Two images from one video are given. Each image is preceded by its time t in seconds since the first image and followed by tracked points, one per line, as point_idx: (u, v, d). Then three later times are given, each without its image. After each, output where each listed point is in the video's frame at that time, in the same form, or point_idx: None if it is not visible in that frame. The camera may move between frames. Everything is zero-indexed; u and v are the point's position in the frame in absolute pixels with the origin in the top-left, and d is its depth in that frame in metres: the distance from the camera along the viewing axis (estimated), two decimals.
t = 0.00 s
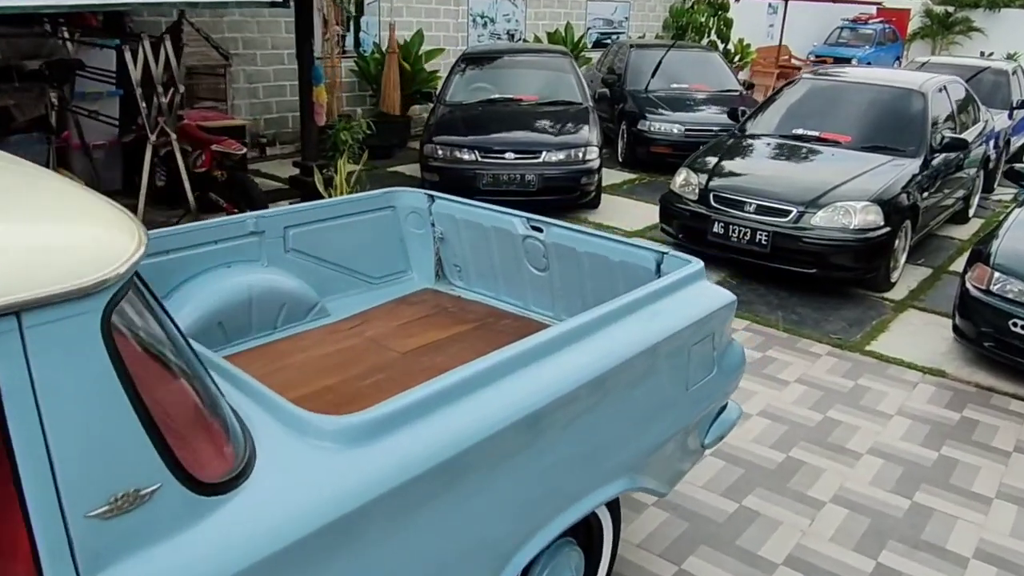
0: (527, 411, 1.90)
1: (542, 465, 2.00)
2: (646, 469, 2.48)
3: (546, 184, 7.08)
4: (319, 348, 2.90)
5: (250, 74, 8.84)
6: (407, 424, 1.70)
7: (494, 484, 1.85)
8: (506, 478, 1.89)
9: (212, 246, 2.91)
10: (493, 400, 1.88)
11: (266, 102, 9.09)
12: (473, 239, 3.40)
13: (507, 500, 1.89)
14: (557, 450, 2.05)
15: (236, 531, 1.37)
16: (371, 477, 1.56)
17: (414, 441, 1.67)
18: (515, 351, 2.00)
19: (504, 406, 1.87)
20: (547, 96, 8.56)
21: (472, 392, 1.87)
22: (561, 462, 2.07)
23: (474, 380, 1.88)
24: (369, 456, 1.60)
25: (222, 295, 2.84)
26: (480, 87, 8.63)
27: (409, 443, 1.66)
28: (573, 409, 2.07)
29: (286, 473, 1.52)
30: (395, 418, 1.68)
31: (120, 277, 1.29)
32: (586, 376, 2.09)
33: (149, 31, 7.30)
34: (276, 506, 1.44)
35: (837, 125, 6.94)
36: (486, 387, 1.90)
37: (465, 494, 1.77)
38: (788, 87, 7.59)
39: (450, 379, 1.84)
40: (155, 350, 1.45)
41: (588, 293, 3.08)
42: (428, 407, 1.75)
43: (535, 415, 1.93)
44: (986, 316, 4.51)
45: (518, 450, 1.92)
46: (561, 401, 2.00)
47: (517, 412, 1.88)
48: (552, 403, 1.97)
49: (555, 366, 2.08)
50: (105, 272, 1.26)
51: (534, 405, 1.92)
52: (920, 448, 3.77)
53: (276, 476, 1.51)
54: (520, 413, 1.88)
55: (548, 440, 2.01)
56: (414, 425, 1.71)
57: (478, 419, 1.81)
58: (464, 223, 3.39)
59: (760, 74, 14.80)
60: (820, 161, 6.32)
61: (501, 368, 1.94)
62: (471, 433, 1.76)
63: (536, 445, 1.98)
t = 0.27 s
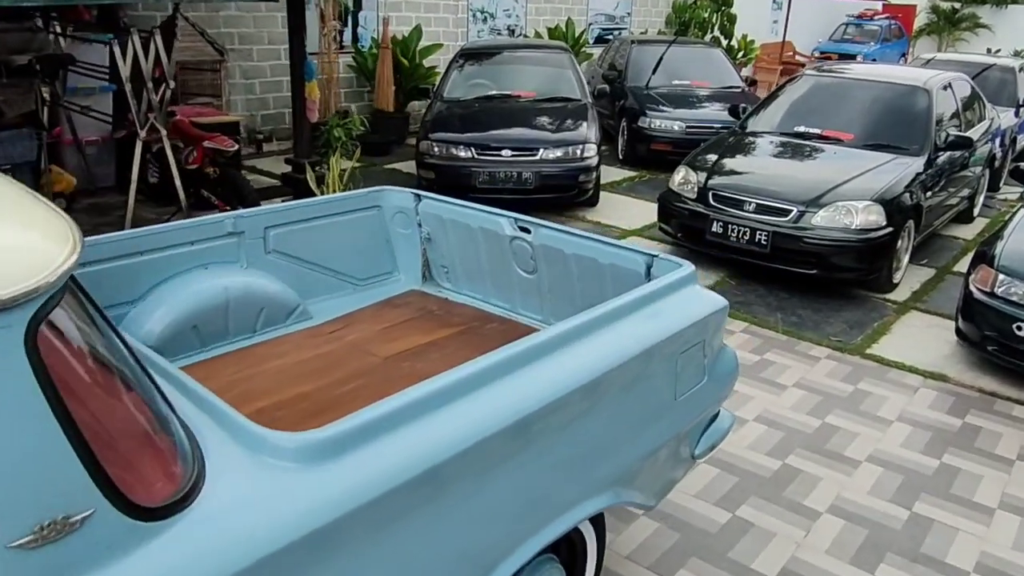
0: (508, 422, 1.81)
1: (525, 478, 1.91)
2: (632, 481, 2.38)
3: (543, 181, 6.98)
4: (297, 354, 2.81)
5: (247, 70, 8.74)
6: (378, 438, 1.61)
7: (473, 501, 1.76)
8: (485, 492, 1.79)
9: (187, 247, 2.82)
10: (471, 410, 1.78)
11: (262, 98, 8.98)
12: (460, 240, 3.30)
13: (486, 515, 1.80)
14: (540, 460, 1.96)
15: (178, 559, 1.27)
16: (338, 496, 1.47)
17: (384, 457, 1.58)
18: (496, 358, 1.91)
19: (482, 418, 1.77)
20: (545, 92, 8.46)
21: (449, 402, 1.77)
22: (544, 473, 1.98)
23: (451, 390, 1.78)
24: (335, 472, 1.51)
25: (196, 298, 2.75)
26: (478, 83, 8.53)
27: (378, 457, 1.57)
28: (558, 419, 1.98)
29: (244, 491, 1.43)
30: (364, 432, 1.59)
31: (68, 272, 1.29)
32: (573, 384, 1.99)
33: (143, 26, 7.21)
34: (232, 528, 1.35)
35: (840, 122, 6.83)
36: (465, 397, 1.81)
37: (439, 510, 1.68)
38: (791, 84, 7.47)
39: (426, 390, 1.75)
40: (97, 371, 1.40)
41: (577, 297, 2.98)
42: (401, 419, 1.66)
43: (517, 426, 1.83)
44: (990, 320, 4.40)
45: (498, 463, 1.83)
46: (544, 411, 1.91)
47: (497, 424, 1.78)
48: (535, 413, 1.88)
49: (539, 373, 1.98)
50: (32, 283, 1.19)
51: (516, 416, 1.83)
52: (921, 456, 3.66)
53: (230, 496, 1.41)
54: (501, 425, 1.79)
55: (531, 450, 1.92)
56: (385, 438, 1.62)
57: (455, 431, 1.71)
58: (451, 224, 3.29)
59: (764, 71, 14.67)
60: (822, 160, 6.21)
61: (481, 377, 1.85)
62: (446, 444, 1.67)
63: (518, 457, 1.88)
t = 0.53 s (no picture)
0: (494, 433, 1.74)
1: (513, 491, 1.84)
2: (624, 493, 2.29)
3: (546, 178, 6.88)
4: (282, 358, 2.73)
5: (248, 64, 8.61)
6: (357, 450, 1.54)
7: (458, 515, 1.70)
8: (472, 505, 1.73)
9: (168, 248, 2.74)
10: (456, 421, 1.72)
11: (264, 92, 8.83)
12: (453, 240, 3.21)
13: (473, 530, 1.74)
14: (530, 472, 1.89)
15: None
16: (312, 514, 1.41)
17: (362, 470, 1.52)
18: (484, 366, 1.84)
19: (467, 429, 1.71)
20: (549, 87, 8.34)
21: (433, 412, 1.71)
22: (534, 485, 1.91)
23: (436, 399, 1.72)
24: (311, 487, 1.45)
25: (176, 300, 2.66)
26: (481, 78, 8.42)
27: (356, 472, 1.51)
28: (548, 428, 1.91)
29: (207, 511, 1.36)
30: (342, 445, 1.53)
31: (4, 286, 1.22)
32: (564, 393, 1.92)
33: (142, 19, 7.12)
34: (197, 550, 1.29)
35: (848, 119, 6.70)
36: (450, 407, 1.74)
37: (421, 526, 1.61)
38: (798, 79, 7.33)
39: (408, 399, 1.68)
40: (48, 401, 1.38)
41: (572, 299, 2.88)
42: (382, 431, 1.60)
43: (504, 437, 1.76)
44: (1001, 323, 4.28)
45: (483, 475, 1.76)
46: (533, 421, 1.84)
47: (483, 436, 1.72)
48: (523, 423, 1.81)
49: (529, 381, 1.91)
50: None
51: (503, 426, 1.76)
52: (928, 464, 3.56)
53: (197, 514, 1.35)
54: (487, 436, 1.72)
55: (519, 462, 1.85)
56: (363, 451, 1.55)
57: (437, 443, 1.65)
58: (444, 223, 3.20)
59: (772, 66, 14.51)
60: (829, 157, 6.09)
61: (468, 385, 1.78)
62: (427, 458, 1.61)
63: (506, 468, 1.82)
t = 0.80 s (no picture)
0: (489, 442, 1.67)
1: (508, 500, 1.78)
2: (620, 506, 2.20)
3: (555, 175, 6.77)
4: (273, 360, 2.67)
5: (257, 58, 8.41)
6: (345, 459, 1.49)
7: (450, 525, 1.64)
8: (464, 514, 1.67)
9: (156, 247, 2.68)
10: (449, 428, 1.65)
11: (274, 87, 8.66)
12: (452, 240, 3.12)
13: (465, 540, 1.68)
14: (521, 483, 1.82)
15: None
16: (295, 526, 1.35)
17: (349, 481, 1.46)
18: (481, 370, 1.77)
19: (462, 437, 1.64)
20: (561, 82, 8.23)
21: (425, 419, 1.65)
22: (531, 493, 1.84)
23: (429, 405, 1.65)
24: (295, 498, 1.39)
25: (164, 300, 2.60)
26: (491, 73, 8.32)
27: (341, 483, 1.45)
28: (546, 436, 1.84)
29: (177, 525, 1.29)
30: (328, 453, 1.47)
31: None
32: (564, 400, 1.85)
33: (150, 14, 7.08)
34: (169, 566, 1.24)
35: (864, 116, 6.55)
36: (444, 414, 1.68)
37: (411, 536, 1.56)
38: (814, 75, 7.18)
39: (399, 405, 1.62)
40: (0, 429, 1.39)
41: (572, 303, 2.79)
42: (371, 438, 1.54)
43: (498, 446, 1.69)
44: (1020, 326, 4.15)
45: (469, 489, 1.68)
46: (531, 428, 1.77)
47: (477, 444, 1.65)
48: (520, 431, 1.74)
49: (527, 386, 1.84)
50: None
51: (499, 434, 1.69)
52: (942, 474, 3.44)
53: (153, 534, 1.28)
54: (480, 444, 1.65)
55: (509, 473, 1.78)
56: (351, 459, 1.49)
57: (428, 451, 1.59)
58: (442, 222, 3.11)
59: (790, 62, 14.31)
60: (844, 154, 5.95)
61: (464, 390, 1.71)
62: (418, 467, 1.54)
63: (501, 477, 1.75)
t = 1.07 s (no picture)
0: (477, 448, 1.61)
1: (497, 508, 1.72)
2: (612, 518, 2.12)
3: (565, 173, 6.69)
4: (261, 363, 2.61)
5: (269, 55, 8.46)
6: (324, 465, 1.44)
7: (439, 533, 1.59)
8: (454, 522, 1.62)
9: (145, 245, 2.61)
10: (434, 434, 1.60)
11: (285, 84, 8.70)
12: (449, 241, 3.05)
13: (453, 550, 1.62)
14: (505, 495, 1.74)
15: None
16: (272, 534, 1.30)
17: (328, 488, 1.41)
18: (469, 374, 1.72)
19: (448, 442, 1.59)
20: (573, 79, 8.14)
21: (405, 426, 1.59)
22: (514, 506, 1.77)
23: (413, 410, 1.61)
24: (262, 509, 1.34)
25: (151, 301, 2.54)
26: (503, 70, 8.24)
27: (320, 490, 1.40)
28: (538, 442, 1.78)
29: (137, 538, 1.24)
30: (306, 459, 1.42)
31: None
32: (555, 405, 1.79)
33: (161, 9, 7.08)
34: None
35: (882, 114, 6.41)
36: (428, 419, 1.63)
37: (397, 545, 1.51)
38: (832, 72, 7.04)
39: (381, 411, 1.57)
40: None
41: (569, 307, 2.71)
42: (353, 444, 1.49)
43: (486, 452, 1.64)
44: None
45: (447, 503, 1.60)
46: (521, 434, 1.71)
47: (464, 450, 1.60)
48: (509, 436, 1.68)
49: (517, 391, 1.78)
50: None
51: (489, 440, 1.64)
52: (955, 485, 3.33)
53: (100, 551, 1.22)
54: (467, 451, 1.60)
55: (491, 485, 1.70)
56: (332, 465, 1.45)
57: (413, 457, 1.54)
58: (439, 222, 3.04)
59: (810, 59, 14.11)
60: (861, 154, 5.81)
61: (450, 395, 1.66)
62: (402, 473, 1.49)
63: (492, 484, 1.70)
